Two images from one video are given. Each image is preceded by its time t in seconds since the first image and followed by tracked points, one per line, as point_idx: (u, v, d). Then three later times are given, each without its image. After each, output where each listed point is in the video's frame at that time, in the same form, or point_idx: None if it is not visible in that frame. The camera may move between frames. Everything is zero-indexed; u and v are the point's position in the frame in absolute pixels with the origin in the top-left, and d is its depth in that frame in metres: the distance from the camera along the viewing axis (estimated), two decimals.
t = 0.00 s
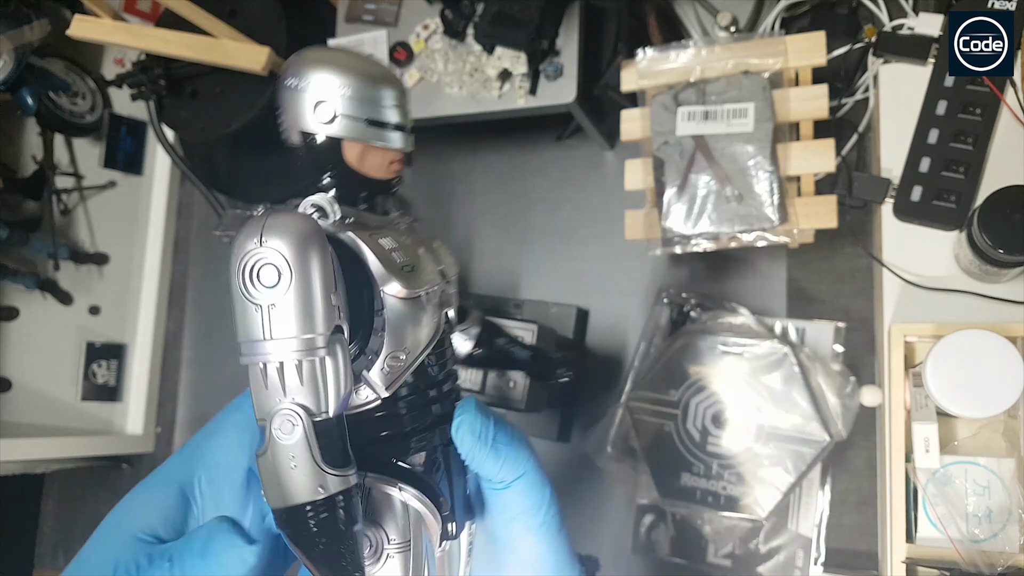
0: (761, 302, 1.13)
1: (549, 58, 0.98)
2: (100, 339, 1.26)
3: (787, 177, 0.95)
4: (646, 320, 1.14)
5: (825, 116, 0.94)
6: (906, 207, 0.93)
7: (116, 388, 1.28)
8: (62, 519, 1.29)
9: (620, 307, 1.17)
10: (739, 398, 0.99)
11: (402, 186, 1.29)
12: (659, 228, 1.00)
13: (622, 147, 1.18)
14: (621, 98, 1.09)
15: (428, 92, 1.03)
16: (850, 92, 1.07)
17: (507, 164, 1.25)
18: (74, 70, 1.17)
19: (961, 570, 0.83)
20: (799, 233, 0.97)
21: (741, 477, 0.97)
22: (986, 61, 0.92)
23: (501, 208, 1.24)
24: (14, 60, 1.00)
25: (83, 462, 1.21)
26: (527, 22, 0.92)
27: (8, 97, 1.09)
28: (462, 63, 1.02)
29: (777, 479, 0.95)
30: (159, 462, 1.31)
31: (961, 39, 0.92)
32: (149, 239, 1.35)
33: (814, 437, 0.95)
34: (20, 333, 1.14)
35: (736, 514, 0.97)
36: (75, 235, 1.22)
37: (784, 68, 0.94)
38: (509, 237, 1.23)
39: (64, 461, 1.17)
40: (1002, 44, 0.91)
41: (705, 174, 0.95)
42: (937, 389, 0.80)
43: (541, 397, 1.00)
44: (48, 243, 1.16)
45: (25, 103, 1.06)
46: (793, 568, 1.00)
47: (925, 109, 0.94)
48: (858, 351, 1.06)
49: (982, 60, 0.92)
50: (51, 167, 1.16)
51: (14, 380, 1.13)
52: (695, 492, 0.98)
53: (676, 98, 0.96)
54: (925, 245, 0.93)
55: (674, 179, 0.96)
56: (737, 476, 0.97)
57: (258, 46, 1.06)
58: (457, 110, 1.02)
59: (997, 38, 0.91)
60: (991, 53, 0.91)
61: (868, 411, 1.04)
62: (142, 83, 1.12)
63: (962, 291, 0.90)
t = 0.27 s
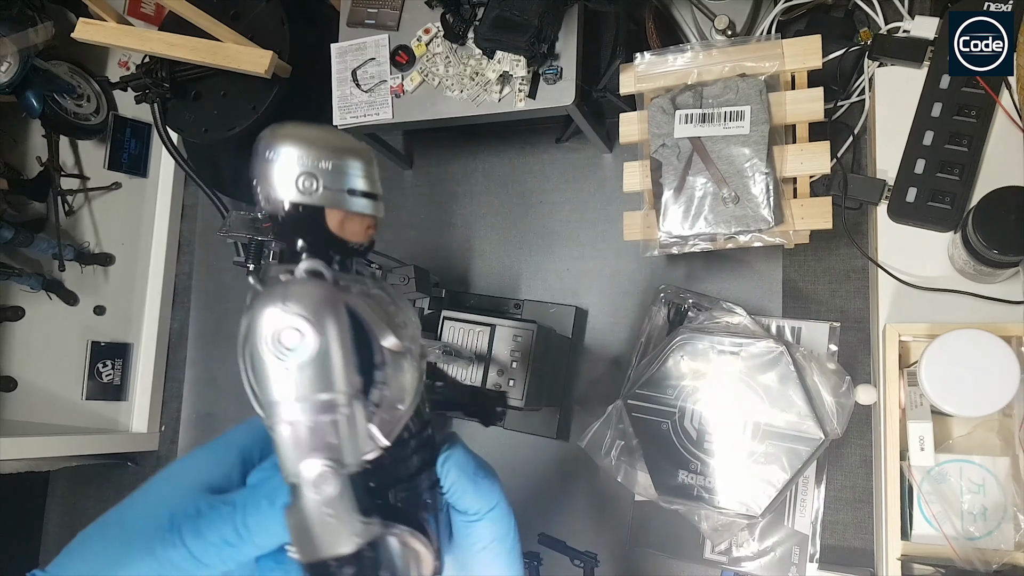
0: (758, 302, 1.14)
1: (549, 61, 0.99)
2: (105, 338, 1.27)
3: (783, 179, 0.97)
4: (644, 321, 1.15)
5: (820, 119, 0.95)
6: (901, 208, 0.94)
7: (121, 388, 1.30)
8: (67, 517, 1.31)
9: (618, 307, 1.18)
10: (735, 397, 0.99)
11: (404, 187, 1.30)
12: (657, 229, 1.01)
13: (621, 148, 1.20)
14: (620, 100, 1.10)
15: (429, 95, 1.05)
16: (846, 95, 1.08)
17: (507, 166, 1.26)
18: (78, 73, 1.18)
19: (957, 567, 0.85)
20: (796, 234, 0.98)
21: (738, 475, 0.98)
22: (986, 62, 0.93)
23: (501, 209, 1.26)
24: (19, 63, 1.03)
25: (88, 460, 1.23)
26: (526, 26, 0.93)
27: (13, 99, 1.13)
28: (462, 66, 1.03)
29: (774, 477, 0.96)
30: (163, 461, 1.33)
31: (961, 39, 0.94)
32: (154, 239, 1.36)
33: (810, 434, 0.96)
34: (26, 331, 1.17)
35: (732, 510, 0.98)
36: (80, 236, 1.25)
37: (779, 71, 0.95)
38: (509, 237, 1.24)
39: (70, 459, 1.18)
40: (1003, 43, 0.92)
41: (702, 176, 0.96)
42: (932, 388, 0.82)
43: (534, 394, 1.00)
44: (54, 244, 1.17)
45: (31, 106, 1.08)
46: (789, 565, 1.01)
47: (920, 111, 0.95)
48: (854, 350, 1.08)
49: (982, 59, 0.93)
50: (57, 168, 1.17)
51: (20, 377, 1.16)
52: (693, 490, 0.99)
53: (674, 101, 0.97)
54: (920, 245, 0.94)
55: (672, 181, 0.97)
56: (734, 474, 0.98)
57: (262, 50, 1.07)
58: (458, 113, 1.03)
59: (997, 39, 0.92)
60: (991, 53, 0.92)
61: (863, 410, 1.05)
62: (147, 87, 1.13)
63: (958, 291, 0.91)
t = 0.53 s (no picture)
0: (757, 302, 1.14)
1: (549, 61, 0.99)
2: (105, 338, 1.27)
3: (782, 179, 0.97)
4: (644, 321, 1.15)
5: (821, 119, 0.95)
6: (901, 208, 0.95)
7: (121, 388, 1.30)
8: (68, 517, 1.31)
9: (618, 307, 1.18)
10: (735, 397, 1.00)
11: (404, 187, 1.30)
12: (657, 229, 1.01)
13: (621, 148, 1.20)
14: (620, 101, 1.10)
15: (429, 96, 1.05)
16: (846, 95, 1.08)
17: (507, 166, 1.26)
18: (78, 72, 1.17)
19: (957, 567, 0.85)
20: (796, 234, 0.98)
21: (738, 475, 0.98)
22: (985, 62, 0.93)
23: (501, 209, 1.26)
24: (19, 63, 1.03)
25: (88, 460, 1.23)
26: (526, 26, 0.93)
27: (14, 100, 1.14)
28: (462, 66, 1.03)
29: (774, 477, 0.96)
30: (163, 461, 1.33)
31: (961, 39, 0.94)
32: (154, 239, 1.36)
33: (809, 434, 0.96)
34: (26, 331, 1.16)
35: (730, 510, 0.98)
36: (80, 236, 1.25)
37: (779, 71, 0.95)
38: (508, 238, 1.24)
39: (70, 459, 1.18)
40: (1003, 44, 0.92)
41: (702, 176, 0.96)
42: (932, 388, 0.82)
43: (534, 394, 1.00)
44: (54, 245, 1.17)
45: (31, 106, 1.09)
46: (789, 565, 1.01)
47: (920, 111, 0.95)
48: (853, 350, 1.08)
49: (982, 60, 0.93)
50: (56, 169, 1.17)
51: (20, 377, 1.15)
52: (693, 490, 0.99)
53: (674, 101, 0.97)
54: (920, 245, 0.95)
55: (672, 181, 0.97)
56: (733, 474, 0.98)
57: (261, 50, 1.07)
58: (458, 113, 1.03)
59: (996, 39, 0.92)
60: (991, 53, 0.92)
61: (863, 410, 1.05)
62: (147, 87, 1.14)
63: (958, 291, 0.91)
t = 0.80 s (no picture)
0: (757, 301, 1.14)
1: (549, 61, 0.99)
2: (105, 338, 1.27)
3: (782, 179, 0.97)
4: (644, 320, 1.15)
5: (821, 118, 0.96)
6: (901, 208, 0.95)
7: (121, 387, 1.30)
8: (68, 517, 1.31)
9: (619, 306, 1.18)
10: (734, 397, 0.99)
11: (404, 187, 1.30)
12: (657, 229, 1.01)
13: (621, 148, 1.20)
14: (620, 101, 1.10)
15: (429, 96, 1.05)
16: (846, 95, 1.09)
17: (507, 166, 1.26)
18: (78, 72, 1.17)
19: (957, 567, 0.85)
20: (796, 234, 0.98)
21: (738, 475, 0.98)
22: (985, 62, 0.93)
23: (501, 209, 1.26)
24: (19, 63, 1.03)
25: (88, 460, 1.23)
26: (526, 26, 0.93)
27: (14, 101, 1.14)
28: (462, 66, 1.03)
29: (773, 477, 0.96)
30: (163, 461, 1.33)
31: (961, 38, 0.94)
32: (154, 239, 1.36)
33: (809, 433, 0.96)
34: (26, 331, 1.16)
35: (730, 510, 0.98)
36: (80, 236, 1.25)
37: (779, 71, 0.95)
38: (508, 237, 1.24)
39: (70, 459, 1.18)
40: (1003, 43, 0.92)
41: (702, 176, 0.96)
42: (932, 388, 0.82)
43: (533, 394, 0.99)
44: (54, 245, 1.17)
45: (31, 106, 1.08)
46: (790, 565, 1.01)
47: (920, 110, 0.95)
48: (853, 350, 1.08)
49: (982, 59, 0.93)
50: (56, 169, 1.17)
51: (20, 377, 1.15)
52: (693, 489, 0.99)
53: (674, 101, 0.97)
54: (920, 245, 0.95)
55: (672, 181, 0.97)
56: (732, 474, 0.98)
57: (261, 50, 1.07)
58: (457, 113, 1.03)
59: (996, 39, 0.92)
60: (990, 53, 0.92)
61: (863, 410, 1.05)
62: (147, 87, 1.14)
63: (958, 291, 0.91)
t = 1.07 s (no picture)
0: (757, 301, 1.14)
1: (549, 61, 0.99)
2: (105, 338, 1.27)
3: (782, 179, 0.97)
4: (644, 321, 1.15)
5: (821, 119, 0.96)
6: (900, 208, 0.95)
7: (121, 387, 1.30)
8: (68, 517, 1.31)
9: (619, 307, 1.18)
10: (734, 397, 1.00)
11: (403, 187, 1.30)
12: (657, 229, 1.01)
13: (621, 149, 1.20)
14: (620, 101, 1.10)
15: (429, 96, 1.05)
16: (846, 95, 1.09)
17: (506, 166, 1.26)
18: (78, 72, 1.17)
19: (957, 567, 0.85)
20: (796, 234, 0.99)
21: (738, 475, 0.98)
22: (985, 62, 0.93)
23: (501, 209, 1.26)
24: (19, 62, 1.03)
25: (88, 460, 1.23)
26: (526, 27, 0.94)
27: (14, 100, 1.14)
28: (462, 66, 1.03)
29: (774, 477, 0.96)
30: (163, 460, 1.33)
31: (961, 39, 0.94)
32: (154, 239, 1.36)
33: (809, 433, 0.96)
34: (25, 331, 1.17)
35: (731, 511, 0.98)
36: (80, 235, 1.25)
37: (779, 72, 0.95)
38: (508, 237, 1.24)
39: (70, 459, 1.19)
40: (1003, 43, 0.92)
41: (702, 176, 0.96)
42: (932, 389, 0.82)
43: (534, 394, 1.00)
44: (54, 245, 1.17)
45: (31, 106, 1.08)
46: (790, 565, 1.01)
47: (921, 110, 0.95)
48: (853, 350, 1.08)
49: (983, 59, 0.93)
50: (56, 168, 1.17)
51: (20, 376, 1.16)
52: (693, 489, 0.99)
53: (674, 101, 0.97)
54: (920, 245, 0.95)
55: (672, 181, 0.97)
56: (733, 474, 0.98)
57: (261, 50, 1.07)
58: (457, 113, 1.03)
59: (996, 39, 0.92)
60: (991, 53, 0.92)
61: (863, 410, 1.05)
62: (147, 87, 1.14)
63: (958, 291, 0.91)
